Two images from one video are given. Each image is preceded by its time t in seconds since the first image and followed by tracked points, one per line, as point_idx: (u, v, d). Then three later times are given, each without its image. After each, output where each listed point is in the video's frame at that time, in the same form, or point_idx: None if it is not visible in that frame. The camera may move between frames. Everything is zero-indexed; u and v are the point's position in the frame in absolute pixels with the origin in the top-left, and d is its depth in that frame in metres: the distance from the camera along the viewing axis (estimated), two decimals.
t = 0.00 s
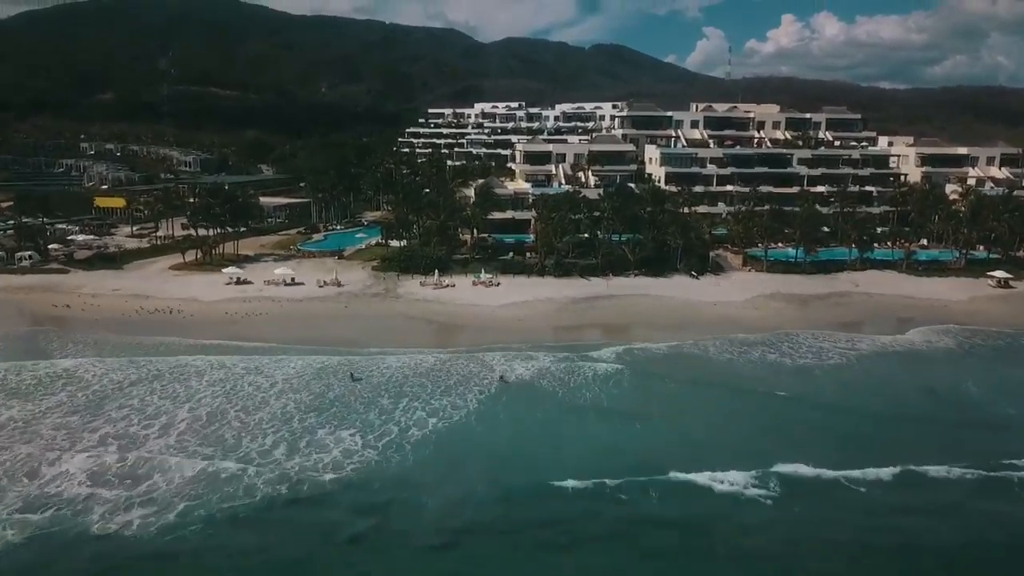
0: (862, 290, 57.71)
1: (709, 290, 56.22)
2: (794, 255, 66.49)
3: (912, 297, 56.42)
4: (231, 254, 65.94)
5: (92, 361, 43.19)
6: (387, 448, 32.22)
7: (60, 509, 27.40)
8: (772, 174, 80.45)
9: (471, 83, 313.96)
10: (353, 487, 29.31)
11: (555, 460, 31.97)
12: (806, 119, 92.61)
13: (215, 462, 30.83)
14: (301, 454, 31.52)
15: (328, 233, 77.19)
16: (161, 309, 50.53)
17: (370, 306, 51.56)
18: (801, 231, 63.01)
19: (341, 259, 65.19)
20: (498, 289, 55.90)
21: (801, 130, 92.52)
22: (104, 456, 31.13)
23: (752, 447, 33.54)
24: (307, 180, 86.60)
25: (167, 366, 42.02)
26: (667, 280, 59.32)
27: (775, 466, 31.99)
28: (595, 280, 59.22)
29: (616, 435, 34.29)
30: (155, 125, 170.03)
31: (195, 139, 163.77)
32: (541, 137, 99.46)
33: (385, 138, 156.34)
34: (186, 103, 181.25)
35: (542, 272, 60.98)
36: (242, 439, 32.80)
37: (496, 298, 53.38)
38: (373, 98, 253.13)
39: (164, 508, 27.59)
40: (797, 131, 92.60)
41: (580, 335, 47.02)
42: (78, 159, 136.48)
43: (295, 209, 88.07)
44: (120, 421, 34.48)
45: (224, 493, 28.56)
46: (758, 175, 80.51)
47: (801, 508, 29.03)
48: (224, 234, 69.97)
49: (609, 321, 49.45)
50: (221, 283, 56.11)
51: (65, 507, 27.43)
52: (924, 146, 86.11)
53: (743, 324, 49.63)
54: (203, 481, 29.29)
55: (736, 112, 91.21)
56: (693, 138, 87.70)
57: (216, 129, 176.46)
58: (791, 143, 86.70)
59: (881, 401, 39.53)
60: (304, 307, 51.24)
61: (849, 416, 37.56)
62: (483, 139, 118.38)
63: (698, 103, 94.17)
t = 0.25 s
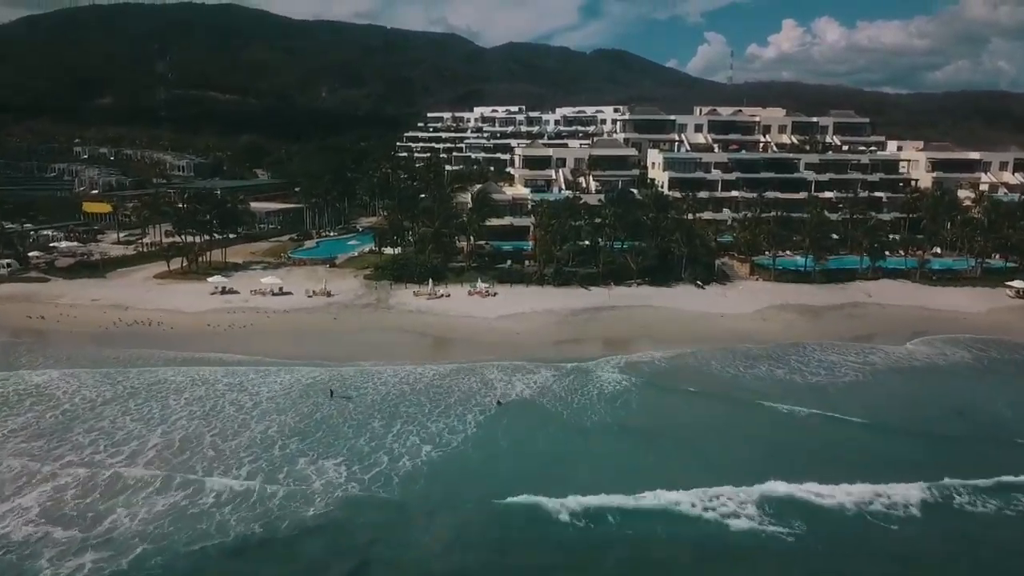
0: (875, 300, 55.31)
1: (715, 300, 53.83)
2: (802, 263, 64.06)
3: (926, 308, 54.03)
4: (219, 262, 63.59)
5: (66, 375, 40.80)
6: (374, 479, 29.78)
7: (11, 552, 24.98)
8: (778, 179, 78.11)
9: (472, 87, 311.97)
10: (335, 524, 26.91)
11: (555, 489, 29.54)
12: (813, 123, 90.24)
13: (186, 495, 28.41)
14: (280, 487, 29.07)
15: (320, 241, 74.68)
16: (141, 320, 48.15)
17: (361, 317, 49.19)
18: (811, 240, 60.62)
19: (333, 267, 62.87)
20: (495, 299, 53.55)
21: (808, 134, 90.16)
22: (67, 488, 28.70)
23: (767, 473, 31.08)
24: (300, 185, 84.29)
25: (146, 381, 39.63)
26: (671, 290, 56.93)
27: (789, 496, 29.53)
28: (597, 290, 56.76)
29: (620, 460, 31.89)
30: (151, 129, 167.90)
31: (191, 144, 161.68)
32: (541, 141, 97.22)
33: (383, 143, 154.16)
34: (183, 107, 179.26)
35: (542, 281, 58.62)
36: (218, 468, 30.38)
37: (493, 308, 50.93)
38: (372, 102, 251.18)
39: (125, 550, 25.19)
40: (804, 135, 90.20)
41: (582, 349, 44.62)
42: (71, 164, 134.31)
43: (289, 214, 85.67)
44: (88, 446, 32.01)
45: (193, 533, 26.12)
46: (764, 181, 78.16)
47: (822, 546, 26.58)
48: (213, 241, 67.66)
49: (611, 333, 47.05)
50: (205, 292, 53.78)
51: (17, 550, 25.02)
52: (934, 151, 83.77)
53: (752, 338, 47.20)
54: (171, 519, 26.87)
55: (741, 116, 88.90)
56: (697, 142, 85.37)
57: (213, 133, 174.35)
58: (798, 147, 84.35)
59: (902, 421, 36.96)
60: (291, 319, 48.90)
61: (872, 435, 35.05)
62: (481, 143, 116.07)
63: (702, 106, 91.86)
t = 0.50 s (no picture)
0: (891, 312, 52.63)
1: (723, 312, 51.13)
2: (813, 272, 61.36)
3: (945, 320, 51.33)
4: (204, 270, 60.95)
5: (31, 394, 38.11)
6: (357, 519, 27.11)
7: None
8: (787, 185, 75.43)
9: (472, 90, 309.64)
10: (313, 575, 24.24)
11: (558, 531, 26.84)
12: (821, 126, 87.60)
13: (149, 539, 25.74)
14: (253, 529, 26.39)
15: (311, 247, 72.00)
16: (117, 333, 45.47)
17: (349, 330, 46.54)
18: (823, 248, 57.91)
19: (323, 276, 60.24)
20: (491, 310, 50.89)
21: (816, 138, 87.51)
22: (16, 530, 26.02)
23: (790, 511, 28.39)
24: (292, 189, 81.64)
25: (116, 401, 36.92)
26: (677, 301, 54.23)
27: (818, 539, 26.81)
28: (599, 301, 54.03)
29: (629, 495, 29.20)
30: (145, 132, 165.38)
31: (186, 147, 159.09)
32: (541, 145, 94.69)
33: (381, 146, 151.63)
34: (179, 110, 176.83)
35: (541, 291, 55.90)
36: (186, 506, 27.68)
37: (490, 321, 48.23)
38: (371, 105, 248.80)
39: None
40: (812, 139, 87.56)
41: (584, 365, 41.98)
42: (62, 167, 131.79)
43: (280, 220, 83.01)
44: (45, 478, 29.29)
45: None
46: (772, 186, 75.51)
47: None
48: (199, 248, 65.00)
49: (614, 349, 44.37)
50: (187, 302, 51.15)
51: None
52: (947, 155, 81.14)
53: (764, 353, 44.47)
54: (130, 569, 24.19)
55: (747, 119, 86.27)
56: (702, 146, 82.76)
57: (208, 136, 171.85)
58: (806, 151, 81.72)
59: (933, 446, 34.26)
60: (275, 332, 46.22)
61: (902, 464, 32.32)
62: (480, 147, 113.47)
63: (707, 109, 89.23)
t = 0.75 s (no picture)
0: (911, 325, 49.76)
1: (734, 325, 48.27)
2: (826, 281, 58.47)
3: (969, 333, 48.46)
4: (188, 279, 58.14)
5: None
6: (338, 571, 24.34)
7: None
8: (797, 189, 72.58)
9: (473, 93, 307.12)
10: None
11: None
12: (830, 128, 84.76)
13: None
14: None
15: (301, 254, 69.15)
16: (88, 348, 42.64)
17: (336, 345, 43.66)
18: (838, 257, 55.02)
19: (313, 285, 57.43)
20: (488, 322, 48.02)
21: (825, 141, 84.67)
22: None
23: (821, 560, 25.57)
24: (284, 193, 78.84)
25: (81, 425, 34.10)
26: (685, 312, 51.36)
27: None
28: (603, 312, 51.15)
29: (642, 538, 26.37)
30: (140, 135, 162.76)
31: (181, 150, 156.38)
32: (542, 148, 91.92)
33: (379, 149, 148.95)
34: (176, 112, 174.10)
35: (541, 302, 53.01)
36: (148, 555, 24.90)
37: (487, 334, 45.39)
38: (371, 108, 246.26)
39: None
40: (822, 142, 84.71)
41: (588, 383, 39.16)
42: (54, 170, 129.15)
43: (272, 225, 80.20)
44: None
45: None
46: (781, 191, 72.68)
47: None
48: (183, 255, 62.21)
49: (620, 366, 41.44)
50: (166, 314, 48.38)
51: None
52: (962, 159, 78.28)
53: (779, 370, 41.53)
54: None
55: (755, 121, 83.45)
56: (709, 149, 79.96)
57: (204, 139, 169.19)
58: (816, 154, 78.88)
59: (974, 474, 31.27)
60: (258, 347, 43.38)
61: (942, 497, 29.42)
62: (480, 150, 110.64)
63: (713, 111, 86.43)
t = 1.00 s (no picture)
0: (936, 339, 46.79)
1: (748, 339, 45.26)
2: (843, 291, 55.48)
3: (999, 348, 45.49)
4: (170, 288, 55.21)
5: None
6: None
7: None
8: (809, 194, 69.64)
9: (473, 96, 304.50)
10: None
11: None
12: (842, 130, 81.85)
13: None
14: None
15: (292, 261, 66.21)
16: (55, 365, 39.66)
17: (321, 362, 40.68)
18: (855, 266, 51.98)
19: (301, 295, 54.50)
20: (485, 336, 45.04)
21: (837, 143, 81.76)
22: None
23: None
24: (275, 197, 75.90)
25: (38, 454, 31.10)
26: (695, 325, 48.37)
27: None
28: (608, 325, 48.12)
29: None
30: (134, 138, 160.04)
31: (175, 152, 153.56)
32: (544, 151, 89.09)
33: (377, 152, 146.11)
34: (172, 114, 171.69)
35: (541, 313, 49.98)
36: None
37: (485, 349, 42.40)
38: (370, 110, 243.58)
39: None
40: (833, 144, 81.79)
41: (595, 406, 36.11)
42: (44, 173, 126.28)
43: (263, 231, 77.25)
44: None
45: None
46: (793, 196, 69.78)
47: None
48: (166, 262, 59.29)
49: (626, 386, 38.43)
50: (143, 326, 45.48)
51: None
52: (980, 162, 75.36)
53: (798, 389, 38.46)
54: None
55: (764, 123, 80.53)
56: (716, 152, 77.10)
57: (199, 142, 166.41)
58: (828, 157, 75.95)
59: None
60: (239, 363, 40.40)
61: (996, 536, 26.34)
62: (479, 153, 107.74)
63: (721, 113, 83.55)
